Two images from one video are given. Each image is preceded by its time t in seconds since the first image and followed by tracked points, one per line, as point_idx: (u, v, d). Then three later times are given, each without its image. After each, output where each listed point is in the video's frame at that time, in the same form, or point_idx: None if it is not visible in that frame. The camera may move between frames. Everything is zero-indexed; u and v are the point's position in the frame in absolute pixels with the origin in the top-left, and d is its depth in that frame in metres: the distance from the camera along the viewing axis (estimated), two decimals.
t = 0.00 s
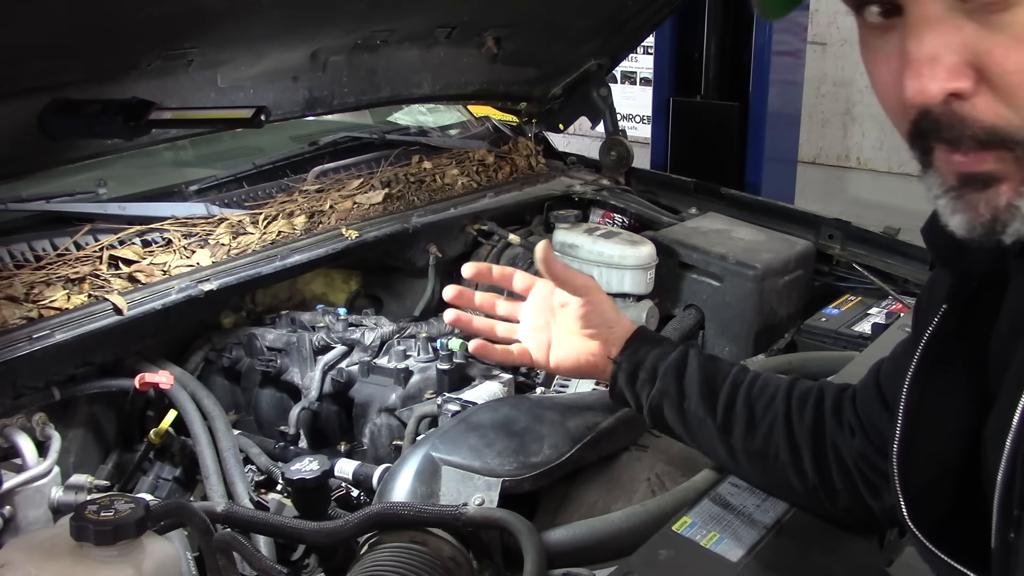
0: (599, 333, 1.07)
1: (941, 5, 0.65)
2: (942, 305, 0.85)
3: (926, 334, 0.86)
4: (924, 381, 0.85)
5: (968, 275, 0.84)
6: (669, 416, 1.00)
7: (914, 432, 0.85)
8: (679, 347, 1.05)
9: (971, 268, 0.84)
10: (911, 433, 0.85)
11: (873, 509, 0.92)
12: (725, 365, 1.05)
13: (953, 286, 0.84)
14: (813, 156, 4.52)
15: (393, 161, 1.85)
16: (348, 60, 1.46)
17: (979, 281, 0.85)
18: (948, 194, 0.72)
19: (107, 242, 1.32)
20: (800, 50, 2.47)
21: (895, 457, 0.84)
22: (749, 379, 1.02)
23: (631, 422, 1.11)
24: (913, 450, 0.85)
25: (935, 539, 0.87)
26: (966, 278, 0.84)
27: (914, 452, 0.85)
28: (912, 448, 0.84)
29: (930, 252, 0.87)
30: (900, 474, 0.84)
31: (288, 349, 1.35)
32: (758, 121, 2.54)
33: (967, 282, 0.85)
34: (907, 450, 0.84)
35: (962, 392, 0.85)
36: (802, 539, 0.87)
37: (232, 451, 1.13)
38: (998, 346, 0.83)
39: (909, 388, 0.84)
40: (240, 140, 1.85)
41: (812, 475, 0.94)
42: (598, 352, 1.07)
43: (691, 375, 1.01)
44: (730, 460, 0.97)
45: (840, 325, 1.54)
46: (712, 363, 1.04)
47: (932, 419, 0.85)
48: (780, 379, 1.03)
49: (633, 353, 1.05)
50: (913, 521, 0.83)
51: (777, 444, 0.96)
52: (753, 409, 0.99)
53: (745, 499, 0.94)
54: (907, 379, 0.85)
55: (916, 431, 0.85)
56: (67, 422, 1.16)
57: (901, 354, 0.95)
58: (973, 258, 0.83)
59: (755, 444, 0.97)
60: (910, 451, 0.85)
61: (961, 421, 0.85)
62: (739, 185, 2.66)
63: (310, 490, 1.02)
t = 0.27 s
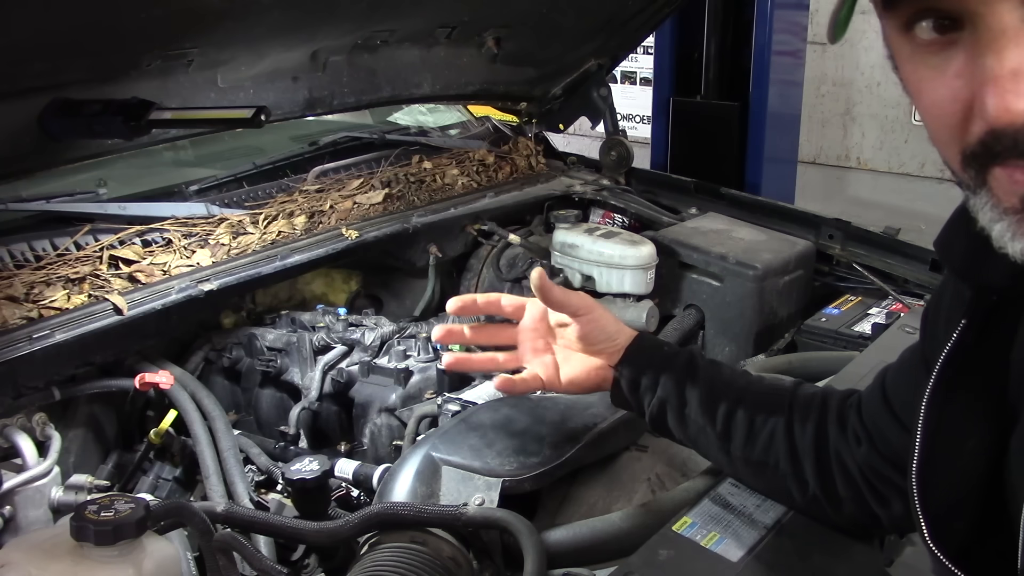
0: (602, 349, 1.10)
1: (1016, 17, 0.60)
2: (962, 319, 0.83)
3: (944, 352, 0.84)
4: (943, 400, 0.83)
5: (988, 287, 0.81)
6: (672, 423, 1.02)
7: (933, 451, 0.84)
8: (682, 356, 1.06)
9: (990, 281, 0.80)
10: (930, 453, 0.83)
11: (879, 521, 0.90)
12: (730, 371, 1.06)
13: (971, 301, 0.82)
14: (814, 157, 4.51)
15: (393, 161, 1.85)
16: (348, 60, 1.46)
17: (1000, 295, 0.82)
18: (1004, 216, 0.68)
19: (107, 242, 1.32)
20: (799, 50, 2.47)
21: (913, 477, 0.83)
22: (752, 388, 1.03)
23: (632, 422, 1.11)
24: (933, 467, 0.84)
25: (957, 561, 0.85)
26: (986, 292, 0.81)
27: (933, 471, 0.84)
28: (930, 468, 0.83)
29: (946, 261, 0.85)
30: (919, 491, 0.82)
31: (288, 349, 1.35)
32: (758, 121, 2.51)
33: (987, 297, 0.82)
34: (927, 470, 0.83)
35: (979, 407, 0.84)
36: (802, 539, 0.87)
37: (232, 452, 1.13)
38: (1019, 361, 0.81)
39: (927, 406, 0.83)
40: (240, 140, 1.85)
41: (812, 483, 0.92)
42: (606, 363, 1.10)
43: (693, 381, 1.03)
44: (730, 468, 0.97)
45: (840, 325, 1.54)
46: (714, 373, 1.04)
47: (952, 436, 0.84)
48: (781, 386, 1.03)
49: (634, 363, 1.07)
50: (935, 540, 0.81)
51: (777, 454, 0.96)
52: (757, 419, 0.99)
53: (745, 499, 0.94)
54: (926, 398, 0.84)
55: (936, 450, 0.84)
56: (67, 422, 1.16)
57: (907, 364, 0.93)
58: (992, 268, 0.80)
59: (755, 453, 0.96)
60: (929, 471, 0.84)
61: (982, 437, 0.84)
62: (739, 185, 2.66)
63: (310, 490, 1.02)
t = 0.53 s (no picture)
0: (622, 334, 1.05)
1: (995, 26, 0.61)
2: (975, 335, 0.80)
3: (958, 369, 0.81)
4: (956, 417, 0.81)
5: (1000, 304, 0.79)
6: (676, 420, 0.98)
7: (948, 467, 0.82)
8: (686, 352, 1.02)
9: (1002, 298, 0.79)
10: (944, 471, 0.81)
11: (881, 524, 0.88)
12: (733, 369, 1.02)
13: (985, 318, 0.80)
14: (814, 157, 4.54)
15: (393, 161, 1.85)
16: (348, 60, 1.46)
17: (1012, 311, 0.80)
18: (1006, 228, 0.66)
19: (107, 242, 1.32)
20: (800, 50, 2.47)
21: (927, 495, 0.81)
22: (753, 387, 0.99)
23: (632, 422, 1.11)
24: (945, 487, 0.82)
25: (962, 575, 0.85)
26: (998, 308, 0.79)
27: (947, 489, 0.82)
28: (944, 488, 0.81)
29: (956, 277, 0.83)
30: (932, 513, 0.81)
31: (288, 349, 1.35)
32: (758, 121, 2.52)
33: (999, 314, 0.80)
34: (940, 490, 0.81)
35: (989, 423, 0.83)
36: (801, 539, 0.87)
37: (232, 451, 1.13)
38: None
39: (942, 423, 0.81)
40: (240, 140, 1.85)
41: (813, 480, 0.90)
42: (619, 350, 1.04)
43: (696, 377, 0.99)
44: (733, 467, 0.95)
45: (840, 325, 1.54)
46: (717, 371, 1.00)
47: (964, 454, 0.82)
48: (787, 385, 1.00)
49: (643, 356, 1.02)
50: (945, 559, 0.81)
51: (779, 450, 0.94)
52: (759, 420, 0.96)
53: (745, 499, 0.94)
54: (939, 413, 0.81)
55: (948, 467, 0.82)
56: (67, 421, 1.16)
57: (913, 375, 0.90)
58: (1000, 286, 0.79)
59: (757, 450, 0.94)
60: (942, 489, 0.82)
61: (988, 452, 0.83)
62: (739, 185, 2.66)
63: (310, 490, 1.02)
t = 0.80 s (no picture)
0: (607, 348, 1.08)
1: (1003, 34, 0.59)
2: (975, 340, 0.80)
3: (955, 375, 0.81)
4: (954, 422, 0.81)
5: (1000, 309, 0.78)
6: (671, 431, 1.00)
7: (946, 472, 0.82)
8: (678, 363, 1.04)
9: (1003, 303, 0.78)
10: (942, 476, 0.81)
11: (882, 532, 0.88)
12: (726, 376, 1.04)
13: (985, 322, 0.79)
14: (814, 157, 4.54)
15: (393, 161, 1.85)
16: (348, 60, 1.46)
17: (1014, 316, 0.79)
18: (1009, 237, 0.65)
19: (107, 242, 1.32)
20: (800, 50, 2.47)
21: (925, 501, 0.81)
22: (749, 392, 1.00)
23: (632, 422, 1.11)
24: (943, 490, 0.82)
25: None
26: (1000, 313, 0.79)
27: (946, 493, 0.82)
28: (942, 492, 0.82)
29: (955, 277, 0.82)
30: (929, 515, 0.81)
31: (288, 349, 1.35)
32: (758, 121, 2.51)
33: (1000, 318, 0.79)
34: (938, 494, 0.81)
35: (988, 426, 0.83)
36: (801, 539, 0.87)
37: (232, 451, 1.13)
38: None
39: (939, 429, 0.81)
40: (240, 140, 1.85)
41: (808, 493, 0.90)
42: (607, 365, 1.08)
43: (688, 388, 1.01)
44: (728, 472, 0.96)
45: (841, 325, 1.54)
46: (710, 380, 1.02)
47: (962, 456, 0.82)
48: (783, 390, 1.01)
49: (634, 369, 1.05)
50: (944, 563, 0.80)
51: (774, 460, 0.94)
52: (754, 427, 0.97)
53: (745, 499, 0.95)
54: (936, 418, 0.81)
55: (946, 472, 0.82)
56: (67, 422, 1.16)
57: (911, 378, 0.91)
58: (1001, 289, 0.77)
59: (753, 460, 0.95)
60: (941, 493, 0.82)
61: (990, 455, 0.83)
62: (739, 185, 2.66)
63: (310, 490, 1.02)
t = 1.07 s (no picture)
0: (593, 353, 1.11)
1: (989, 36, 0.62)
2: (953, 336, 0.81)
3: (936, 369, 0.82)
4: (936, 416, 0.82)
5: (977, 304, 0.80)
6: (665, 434, 1.02)
7: (929, 466, 0.82)
8: (666, 368, 1.07)
9: (977, 297, 0.80)
10: (924, 469, 0.82)
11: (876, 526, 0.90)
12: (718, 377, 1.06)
13: (963, 317, 0.80)
14: (814, 156, 4.53)
15: (393, 161, 1.85)
16: (348, 60, 1.46)
17: (990, 310, 0.80)
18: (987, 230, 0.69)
19: (107, 242, 1.32)
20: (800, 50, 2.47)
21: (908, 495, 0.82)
22: (739, 396, 1.02)
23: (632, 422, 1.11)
24: (927, 484, 0.82)
25: None
26: (976, 308, 0.80)
27: (930, 488, 0.82)
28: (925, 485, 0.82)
29: (933, 272, 0.83)
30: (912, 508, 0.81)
31: (288, 349, 1.35)
32: (758, 121, 2.51)
33: (978, 313, 0.80)
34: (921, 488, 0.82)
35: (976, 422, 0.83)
36: (802, 539, 0.87)
37: (232, 451, 1.13)
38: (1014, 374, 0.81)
39: (920, 423, 0.82)
40: (240, 140, 1.85)
41: (808, 491, 0.92)
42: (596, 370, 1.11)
43: (679, 394, 1.03)
44: (724, 473, 0.97)
45: (841, 325, 1.54)
46: (700, 384, 1.04)
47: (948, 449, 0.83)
48: (773, 391, 1.03)
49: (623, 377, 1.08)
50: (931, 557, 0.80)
51: (772, 460, 0.95)
52: (747, 429, 0.99)
53: (745, 499, 0.95)
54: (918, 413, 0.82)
55: (931, 466, 0.82)
56: (67, 422, 1.16)
57: (893, 375, 0.93)
58: (978, 285, 0.79)
59: (750, 459, 0.96)
60: (925, 488, 0.82)
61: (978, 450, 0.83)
62: (739, 185, 2.66)
63: (310, 490, 1.02)
